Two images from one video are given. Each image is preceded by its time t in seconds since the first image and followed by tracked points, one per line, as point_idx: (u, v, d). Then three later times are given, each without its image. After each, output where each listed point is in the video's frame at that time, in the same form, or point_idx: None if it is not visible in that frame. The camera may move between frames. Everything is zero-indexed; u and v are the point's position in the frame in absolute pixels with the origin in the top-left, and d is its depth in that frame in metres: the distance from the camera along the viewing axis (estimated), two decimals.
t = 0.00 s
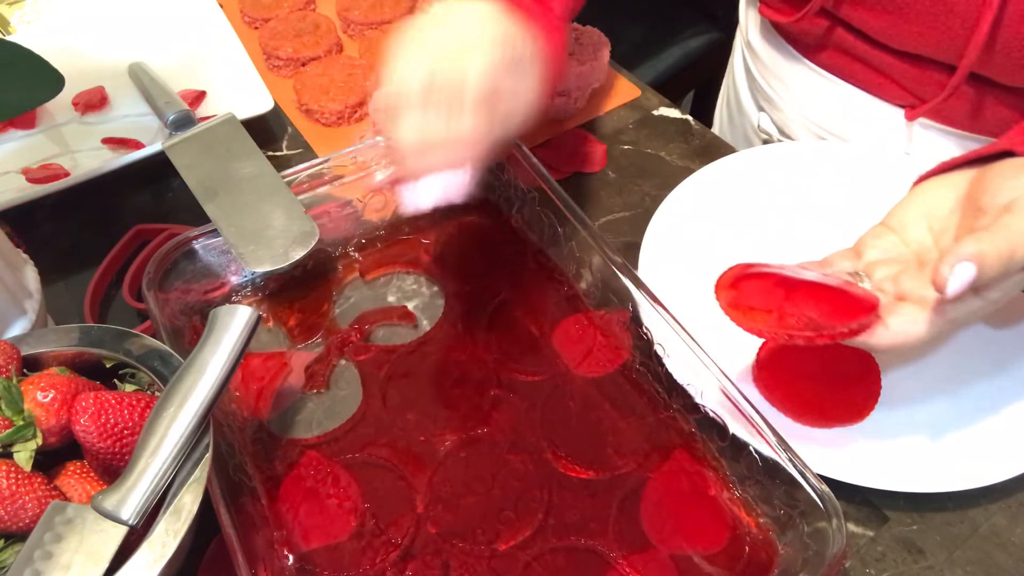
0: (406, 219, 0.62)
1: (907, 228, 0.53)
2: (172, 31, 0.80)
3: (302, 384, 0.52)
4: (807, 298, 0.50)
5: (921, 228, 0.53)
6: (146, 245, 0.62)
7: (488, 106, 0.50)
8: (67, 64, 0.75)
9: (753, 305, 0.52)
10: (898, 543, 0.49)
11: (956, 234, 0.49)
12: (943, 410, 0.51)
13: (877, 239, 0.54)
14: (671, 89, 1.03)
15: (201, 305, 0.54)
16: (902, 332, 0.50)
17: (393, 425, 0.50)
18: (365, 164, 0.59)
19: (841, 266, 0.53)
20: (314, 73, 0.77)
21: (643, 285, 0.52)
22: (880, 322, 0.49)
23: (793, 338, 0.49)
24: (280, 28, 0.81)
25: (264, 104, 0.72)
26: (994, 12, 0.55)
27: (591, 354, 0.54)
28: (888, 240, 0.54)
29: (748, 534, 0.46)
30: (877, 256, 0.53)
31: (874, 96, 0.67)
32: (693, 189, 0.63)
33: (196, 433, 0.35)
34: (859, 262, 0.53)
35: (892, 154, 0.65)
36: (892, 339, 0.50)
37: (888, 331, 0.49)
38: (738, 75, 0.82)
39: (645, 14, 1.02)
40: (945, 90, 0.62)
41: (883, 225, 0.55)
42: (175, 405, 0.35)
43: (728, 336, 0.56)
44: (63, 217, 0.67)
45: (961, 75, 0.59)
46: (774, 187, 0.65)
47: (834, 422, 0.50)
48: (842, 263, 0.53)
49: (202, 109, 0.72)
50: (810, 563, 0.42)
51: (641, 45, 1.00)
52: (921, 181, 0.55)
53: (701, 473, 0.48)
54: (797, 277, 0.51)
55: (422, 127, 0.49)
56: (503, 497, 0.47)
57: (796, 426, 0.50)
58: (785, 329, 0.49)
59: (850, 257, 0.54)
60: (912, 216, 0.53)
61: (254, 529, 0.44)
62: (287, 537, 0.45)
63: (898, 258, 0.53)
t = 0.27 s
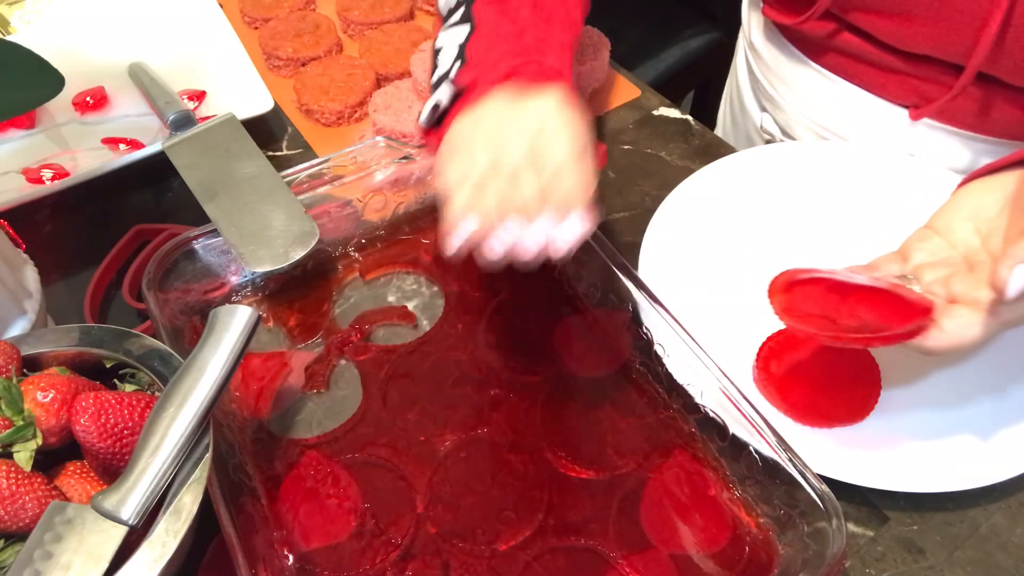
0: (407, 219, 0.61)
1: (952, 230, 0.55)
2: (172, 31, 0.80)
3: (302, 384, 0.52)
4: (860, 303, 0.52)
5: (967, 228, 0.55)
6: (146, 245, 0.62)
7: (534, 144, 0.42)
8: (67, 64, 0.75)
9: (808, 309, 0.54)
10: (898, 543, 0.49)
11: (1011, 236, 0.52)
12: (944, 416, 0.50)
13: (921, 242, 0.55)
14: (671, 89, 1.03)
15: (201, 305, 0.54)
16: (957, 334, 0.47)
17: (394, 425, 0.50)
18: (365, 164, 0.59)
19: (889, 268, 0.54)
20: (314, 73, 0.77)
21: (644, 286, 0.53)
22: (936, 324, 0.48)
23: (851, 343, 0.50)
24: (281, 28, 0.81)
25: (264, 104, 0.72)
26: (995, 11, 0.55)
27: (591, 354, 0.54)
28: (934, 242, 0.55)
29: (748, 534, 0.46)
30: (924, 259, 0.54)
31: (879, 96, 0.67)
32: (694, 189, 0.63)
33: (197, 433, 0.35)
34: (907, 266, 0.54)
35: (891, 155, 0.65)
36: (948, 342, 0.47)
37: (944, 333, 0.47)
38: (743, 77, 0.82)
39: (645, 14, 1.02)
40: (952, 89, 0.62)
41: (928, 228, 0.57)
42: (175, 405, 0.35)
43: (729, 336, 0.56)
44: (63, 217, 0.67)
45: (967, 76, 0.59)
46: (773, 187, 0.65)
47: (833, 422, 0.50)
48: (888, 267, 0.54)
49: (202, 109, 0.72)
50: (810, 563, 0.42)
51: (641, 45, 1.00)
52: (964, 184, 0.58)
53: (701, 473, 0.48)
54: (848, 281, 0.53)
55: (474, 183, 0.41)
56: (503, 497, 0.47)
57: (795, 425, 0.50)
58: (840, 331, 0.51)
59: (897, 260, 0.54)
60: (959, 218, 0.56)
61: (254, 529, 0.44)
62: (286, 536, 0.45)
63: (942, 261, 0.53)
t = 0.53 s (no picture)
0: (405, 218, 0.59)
1: (992, 235, 0.53)
2: (172, 31, 0.80)
3: (302, 384, 0.52)
4: (916, 314, 0.48)
5: (1009, 234, 0.52)
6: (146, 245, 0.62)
7: (581, 329, 0.37)
8: (67, 64, 0.75)
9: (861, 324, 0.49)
10: (898, 543, 0.49)
11: None
12: (943, 418, 0.50)
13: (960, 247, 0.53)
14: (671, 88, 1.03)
15: (201, 305, 0.54)
16: (1013, 340, 0.48)
17: (394, 425, 0.50)
18: (365, 165, 0.59)
19: (933, 276, 0.51)
20: (314, 73, 0.77)
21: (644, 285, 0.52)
22: (992, 333, 0.48)
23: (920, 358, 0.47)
24: (280, 28, 0.81)
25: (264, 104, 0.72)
26: (996, 13, 0.55)
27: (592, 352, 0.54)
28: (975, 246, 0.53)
29: (748, 534, 0.46)
30: (966, 265, 0.52)
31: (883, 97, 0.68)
32: (694, 190, 0.63)
33: (196, 434, 0.35)
34: (948, 273, 0.51)
35: (892, 153, 0.65)
36: (1004, 349, 0.48)
37: (1001, 340, 0.48)
38: (745, 79, 0.82)
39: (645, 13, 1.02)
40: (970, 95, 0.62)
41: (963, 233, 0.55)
42: (175, 405, 0.35)
43: (729, 338, 0.56)
44: (63, 217, 0.67)
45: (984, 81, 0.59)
46: (774, 187, 0.65)
47: (832, 422, 0.50)
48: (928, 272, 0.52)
49: (202, 109, 0.72)
50: (810, 563, 0.42)
51: (640, 45, 1.00)
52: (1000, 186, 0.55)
53: (701, 473, 0.48)
54: (905, 294, 0.48)
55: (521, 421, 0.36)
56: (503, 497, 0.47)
57: (795, 425, 0.50)
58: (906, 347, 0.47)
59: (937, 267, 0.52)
60: (999, 222, 0.53)
61: (254, 529, 0.43)
62: (287, 536, 0.45)
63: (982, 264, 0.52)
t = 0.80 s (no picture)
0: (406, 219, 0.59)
1: None
2: (172, 32, 0.80)
3: (302, 384, 0.52)
4: (959, 325, 0.47)
5: None
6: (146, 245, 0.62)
7: (614, 291, 0.39)
8: (67, 64, 0.75)
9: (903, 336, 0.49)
10: (898, 543, 0.49)
11: None
12: (946, 420, 0.50)
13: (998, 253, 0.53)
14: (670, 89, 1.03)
15: (201, 305, 0.54)
16: None
17: (394, 425, 0.50)
18: (365, 164, 0.58)
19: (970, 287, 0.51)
20: (314, 73, 0.77)
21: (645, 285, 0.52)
22: None
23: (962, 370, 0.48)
24: (280, 28, 0.81)
25: (264, 104, 0.72)
26: (998, 13, 0.55)
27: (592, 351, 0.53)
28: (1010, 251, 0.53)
29: (748, 534, 0.46)
30: (1002, 270, 0.51)
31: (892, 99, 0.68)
32: (694, 189, 0.63)
33: (197, 434, 0.36)
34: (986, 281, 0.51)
35: (893, 153, 0.65)
36: None
37: None
38: (749, 80, 0.82)
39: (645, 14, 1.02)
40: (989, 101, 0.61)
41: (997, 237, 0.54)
42: (175, 405, 0.35)
43: (730, 338, 0.56)
44: (63, 217, 0.67)
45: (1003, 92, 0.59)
46: (774, 187, 0.65)
47: (833, 422, 0.50)
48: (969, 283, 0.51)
49: (202, 109, 0.72)
50: (810, 562, 0.42)
51: (640, 45, 1.00)
52: None
53: (704, 473, 0.47)
54: (943, 304, 0.47)
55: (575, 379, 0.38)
56: (503, 497, 0.47)
57: (795, 425, 0.50)
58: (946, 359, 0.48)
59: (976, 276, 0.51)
60: None
61: (254, 529, 0.44)
62: (287, 536, 0.45)
63: None
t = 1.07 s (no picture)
0: (406, 219, 0.60)
1: None
2: (172, 32, 0.80)
3: (302, 384, 0.52)
4: (961, 331, 0.48)
5: None
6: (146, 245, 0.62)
7: (541, 187, 0.42)
8: (67, 64, 0.75)
9: (902, 339, 0.49)
10: (898, 543, 0.49)
11: None
12: (936, 420, 0.50)
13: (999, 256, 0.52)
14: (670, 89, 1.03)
15: (201, 305, 0.54)
16: None
17: (394, 425, 0.50)
18: (365, 165, 0.59)
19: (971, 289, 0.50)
20: (314, 73, 0.77)
21: (644, 286, 0.52)
22: None
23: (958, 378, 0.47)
24: (280, 28, 0.81)
25: (264, 103, 0.72)
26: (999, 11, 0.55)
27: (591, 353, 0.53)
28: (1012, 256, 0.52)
29: (748, 534, 0.46)
30: (1003, 274, 0.50)
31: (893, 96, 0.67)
32: (694, 189, 0.63)
33: (196, 434, 0.35)
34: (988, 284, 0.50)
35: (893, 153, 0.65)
36: None
37: None
38: (755, 74, 0.82)
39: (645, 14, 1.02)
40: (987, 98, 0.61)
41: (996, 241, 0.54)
42: (175, 405, 0.35)
43: (729, 337, 0.56)
44: (63, 217, 0.67)
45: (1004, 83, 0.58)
46: (774, 187, 0.65)
47: (833, 422, 0.50)
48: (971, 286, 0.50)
49: (202, 109, 0.72)
50: (809, 562, 0.42)
51: (640, 45, 1.00)
52: None
53: (701, 473, 0.48)
54: (945, 309, 0.48)
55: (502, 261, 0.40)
56: (504, 497, 0.47)
57: (795, 425, 0.50)
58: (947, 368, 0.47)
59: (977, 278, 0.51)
60: None
61: (254, 529, 0.43)
62: (287, 537, 0.45)
63: None
